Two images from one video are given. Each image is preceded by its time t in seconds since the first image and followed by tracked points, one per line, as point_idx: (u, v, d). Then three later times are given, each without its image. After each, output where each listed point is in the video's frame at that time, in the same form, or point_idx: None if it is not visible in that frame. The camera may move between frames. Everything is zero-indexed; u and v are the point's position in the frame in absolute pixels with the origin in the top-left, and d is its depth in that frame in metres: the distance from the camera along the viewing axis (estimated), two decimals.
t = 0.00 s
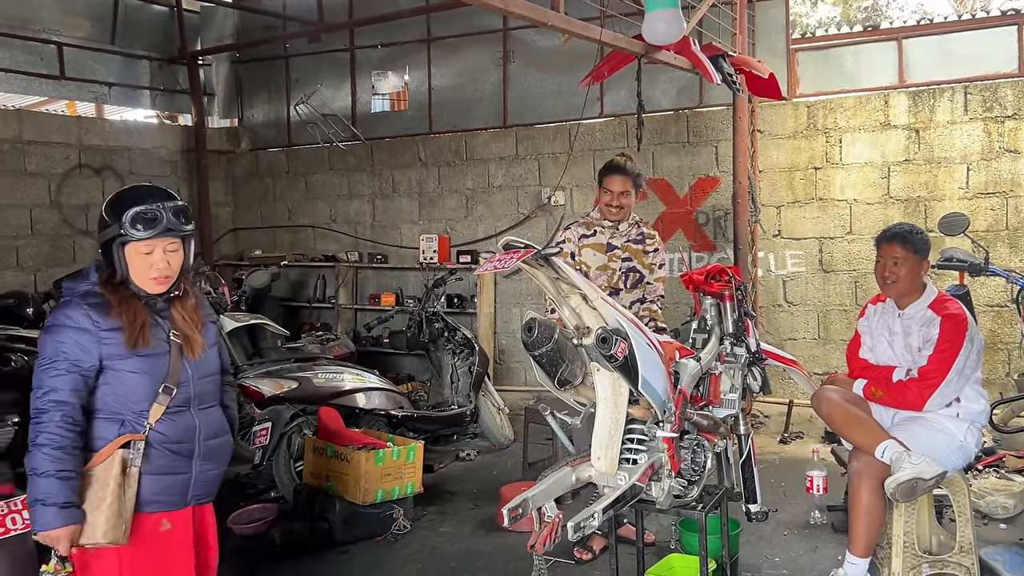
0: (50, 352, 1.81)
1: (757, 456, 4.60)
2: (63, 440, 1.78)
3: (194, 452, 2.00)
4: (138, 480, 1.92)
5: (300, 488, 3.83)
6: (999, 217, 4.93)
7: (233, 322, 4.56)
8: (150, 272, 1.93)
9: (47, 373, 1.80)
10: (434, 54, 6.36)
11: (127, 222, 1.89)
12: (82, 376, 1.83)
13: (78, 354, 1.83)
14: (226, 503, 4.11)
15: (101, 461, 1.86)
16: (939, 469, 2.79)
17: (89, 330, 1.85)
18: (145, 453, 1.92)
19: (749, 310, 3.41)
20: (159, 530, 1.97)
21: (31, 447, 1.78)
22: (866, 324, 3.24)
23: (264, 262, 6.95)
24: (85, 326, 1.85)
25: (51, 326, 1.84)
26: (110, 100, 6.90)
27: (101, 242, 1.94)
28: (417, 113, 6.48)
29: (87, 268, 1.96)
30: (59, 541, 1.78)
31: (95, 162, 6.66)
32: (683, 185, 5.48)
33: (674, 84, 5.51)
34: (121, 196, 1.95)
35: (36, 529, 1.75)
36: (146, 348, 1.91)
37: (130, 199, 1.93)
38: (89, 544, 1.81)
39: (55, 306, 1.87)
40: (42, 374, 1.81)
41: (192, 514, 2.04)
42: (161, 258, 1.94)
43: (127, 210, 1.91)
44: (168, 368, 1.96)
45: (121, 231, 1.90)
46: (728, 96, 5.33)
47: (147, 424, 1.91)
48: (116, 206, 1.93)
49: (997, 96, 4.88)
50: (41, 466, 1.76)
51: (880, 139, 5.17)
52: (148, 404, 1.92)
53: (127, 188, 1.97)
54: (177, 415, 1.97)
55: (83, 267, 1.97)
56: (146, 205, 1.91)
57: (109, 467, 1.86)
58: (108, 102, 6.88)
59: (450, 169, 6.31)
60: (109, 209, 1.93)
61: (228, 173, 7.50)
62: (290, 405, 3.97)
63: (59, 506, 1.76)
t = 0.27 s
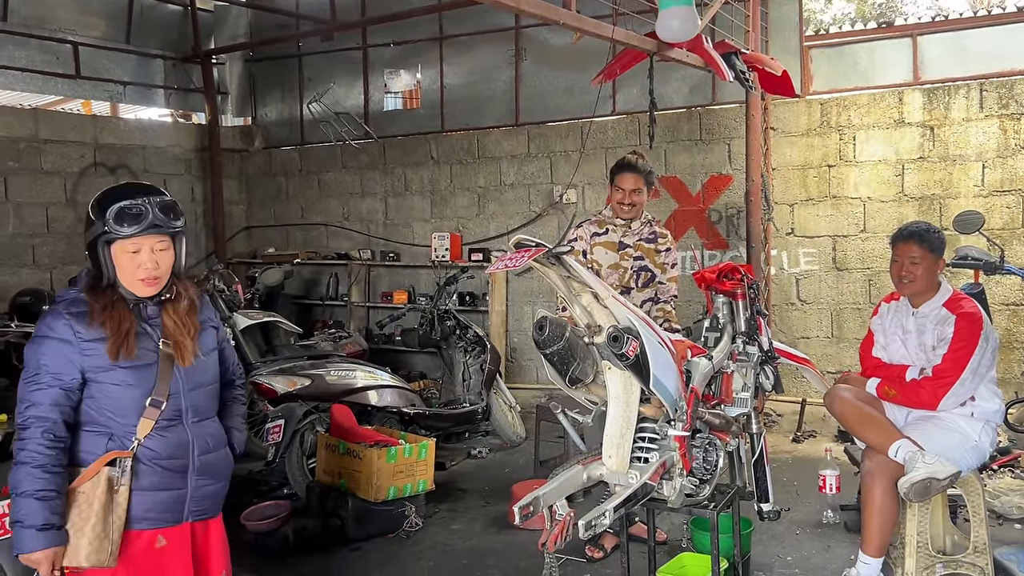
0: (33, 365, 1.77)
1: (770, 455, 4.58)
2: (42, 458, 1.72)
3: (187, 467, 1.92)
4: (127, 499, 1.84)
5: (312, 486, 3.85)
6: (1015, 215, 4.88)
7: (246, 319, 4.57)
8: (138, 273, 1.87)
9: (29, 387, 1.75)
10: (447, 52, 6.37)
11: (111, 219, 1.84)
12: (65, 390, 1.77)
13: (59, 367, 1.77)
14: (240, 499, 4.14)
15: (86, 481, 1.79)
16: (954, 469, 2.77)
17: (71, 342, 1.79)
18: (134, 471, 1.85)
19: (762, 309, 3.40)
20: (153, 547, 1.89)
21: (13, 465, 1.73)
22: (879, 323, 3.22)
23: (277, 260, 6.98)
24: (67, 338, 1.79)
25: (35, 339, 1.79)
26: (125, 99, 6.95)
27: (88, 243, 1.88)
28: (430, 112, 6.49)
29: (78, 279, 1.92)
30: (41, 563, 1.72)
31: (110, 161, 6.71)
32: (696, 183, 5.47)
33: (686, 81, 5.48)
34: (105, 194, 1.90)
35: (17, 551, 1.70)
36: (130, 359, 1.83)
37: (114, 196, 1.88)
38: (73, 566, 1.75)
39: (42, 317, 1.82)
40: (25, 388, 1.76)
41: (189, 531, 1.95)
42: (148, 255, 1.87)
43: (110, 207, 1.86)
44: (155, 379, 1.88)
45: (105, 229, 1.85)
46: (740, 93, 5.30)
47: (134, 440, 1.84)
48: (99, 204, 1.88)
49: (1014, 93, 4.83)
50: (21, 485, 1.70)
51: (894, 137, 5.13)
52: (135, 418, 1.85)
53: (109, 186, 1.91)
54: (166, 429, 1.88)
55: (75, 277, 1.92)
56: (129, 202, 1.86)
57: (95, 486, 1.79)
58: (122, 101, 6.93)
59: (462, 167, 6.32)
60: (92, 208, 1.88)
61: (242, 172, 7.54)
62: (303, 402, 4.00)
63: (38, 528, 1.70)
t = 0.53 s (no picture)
0: (23, 369, 1.76)
1: (785, 454, 4.56)
2: (28, 465, 1.70)
3: (183, 475, 1.87)
4: (118, 509, 1.80)
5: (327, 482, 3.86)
6: None
7: (262, 316, 4.58)
8: (136, 273, 1.85)
9: (19, 392, 1.74)
10: (461, 50, 6.37)
11: (110, 218, 1.81)
12: (54, 395, 1.75)
13: (49, 371, 1.75)
14: (255, 495, 4.16)
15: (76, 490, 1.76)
16: (972, 468, 2.74)
17: (61, 346, 1.77)
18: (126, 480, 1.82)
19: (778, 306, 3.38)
20: (153, 556, 1.84)
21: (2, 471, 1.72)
22: (896, 321, 3.19)
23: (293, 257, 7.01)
24: (58, 342, 1.77)
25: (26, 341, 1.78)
26: (142, 97, 7.00)
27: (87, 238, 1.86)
28: (444, 109, 6.50)
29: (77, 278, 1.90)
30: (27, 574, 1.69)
31: (127, 158, 6.76)
32: (711, 180, 5.44)
33: (702, 78, 5.44)
34: (106, 189, 1.87)
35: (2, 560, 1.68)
36: (119, 363, 1.80)
37: (114, 193, 1.85)
38: None
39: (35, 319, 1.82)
40: (16, 393, 1.75)
41: (191, 541, 1.88)
42: (147, 255, 1.84)
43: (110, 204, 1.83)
44: (148, 384, 1.83)
45: (102, 229, 1.82)
46: (756, 90, 5.27)
47: (126, 449, 1.80)
48: (100, 199, 1.85)
49: None
50: (7, 492, 1.69)
51: (912, 133, 5.08)
52: (127, 424, 1.81)
53: (108, 183, 1.88)
54: (161, 436, 1.84)
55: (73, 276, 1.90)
56: (129, 199, 1.83)
57: (85, 495, 1.76)
58: (139, 98, 6.97)
59: (476, 165, 6.33)
60: (89, 205, 1.85)
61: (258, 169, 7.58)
62: (319, 398, 4.03)
63: (22, 537, 1.67)
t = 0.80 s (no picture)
0: (33, 369, 1.68)
1: (799, 452, 4.54)
2: (31, 469, 1.62)
3: (194, 485, 1.76)
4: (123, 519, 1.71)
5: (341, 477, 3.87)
6: None
7: (277, 312, 4.59)
8: (162, 276, 1.75)
9: (28, 392, 1.67)
10: (475, 46, 6.37)
11: (140, 217, 1.72)
12: (61, 397, 1.67)
13: (57, 373, 1.67)
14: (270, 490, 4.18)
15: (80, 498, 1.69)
16: (988, 468, 2.74)
17: (71, 346, 1.68)
18: (131, 488, 1.73)
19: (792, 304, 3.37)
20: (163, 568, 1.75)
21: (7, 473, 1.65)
22: (912, 320, 3.16)
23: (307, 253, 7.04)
24: (67, 341, 1.68)
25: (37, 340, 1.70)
26: (158, 94, 7.04)
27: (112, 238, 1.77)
28: (458, 106, 6.50)
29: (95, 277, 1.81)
30: None
31: (144, 155, 6.81)
32: (726, 178, 5.42)
33: (717, 75, 5.42)
34: (137, 188, 1.78)
35: None
36: (128, 369, 1.70)
37: (146, 192, 1.76)
38: None
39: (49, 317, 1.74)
40: (25, 392, 1.68)
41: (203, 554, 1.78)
42: (175, 259, 1.74)
43: (141, 204, 1.74)
44: (157, 390, 1.73)
45: (132, 227, 1.73)
46: (772, 87, 5.24)
47: (130, 459, 1.71)
48: (130, 198, 1.76)
49: None
50: (9, 497, 1.62)
51: (929, 130, 5.03)
52: (135, 431, 1.71)
53: (143, 181, 1.80)
54: (170, 445, 1.74)
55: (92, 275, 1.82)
56: (161, 199, 1.74)
57: (90, 502, 1.68)
58: (156, 95, 7.01)
59: (490, 161, 6.33)
60: (120, 201, 1.76)
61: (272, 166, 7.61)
62: (332, 395, 4.02)
63: (20, 543, 1.60)
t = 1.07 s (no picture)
0: (71, 373, 1.68)
1: (815, 449, 4.51)
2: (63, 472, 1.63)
3: (227, 502, 1.74)
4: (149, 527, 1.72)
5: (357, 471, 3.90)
6: None
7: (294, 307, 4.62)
8: (218, 277, 1.74)
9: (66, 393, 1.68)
10: (492, 42, 6.37)
11: (202, 215, 1.71)
12: (97, 403, 1.67)
13: (94, 377, 1.67)
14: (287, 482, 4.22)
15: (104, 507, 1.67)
16: (1006, 464, 2.69)
17: (109, 351, 1.68)
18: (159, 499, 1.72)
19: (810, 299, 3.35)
20: None
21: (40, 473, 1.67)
22: (930, 317, 3.15)
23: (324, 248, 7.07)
24: (106, 346, 1.68)
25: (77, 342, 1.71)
26: (176, 89, 7.09)
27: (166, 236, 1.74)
28: (474, 101, 6.51)
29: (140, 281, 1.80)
30: None
31: (162, 150, 6.86)
32: (743, 173, 5.39)
33: (734, 70, 5.39)
34: (197, 186, 1.77)
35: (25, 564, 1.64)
36: (165, 377, 1.69)
37: (206, 189, 1.75)
38: None
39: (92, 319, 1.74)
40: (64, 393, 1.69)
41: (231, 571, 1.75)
42: (234, 259, 1.74)
43: (203, 201, 1.73)
44: (191, 402, 1.71)
45: (191, 226, 1.71)
46: (790, 82, 5.20)
47: (157, 474, 1.70)
48: (191, 196, 1.75)
49: None
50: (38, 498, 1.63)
51: (948, 126, 4.98)
52: (167, 443, 1.70)
53: (199, 181, 1.78)
54: (201, 459, 1.72)
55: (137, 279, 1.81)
56: (224, 197, 1.74)
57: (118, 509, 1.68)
58: (174, 90, 7.06)
59: (506, 157, 6.33)
60: (177, 201, 1.75)
61: (289, 161, 7.65)
62: (348, 388, 4.10)
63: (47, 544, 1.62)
